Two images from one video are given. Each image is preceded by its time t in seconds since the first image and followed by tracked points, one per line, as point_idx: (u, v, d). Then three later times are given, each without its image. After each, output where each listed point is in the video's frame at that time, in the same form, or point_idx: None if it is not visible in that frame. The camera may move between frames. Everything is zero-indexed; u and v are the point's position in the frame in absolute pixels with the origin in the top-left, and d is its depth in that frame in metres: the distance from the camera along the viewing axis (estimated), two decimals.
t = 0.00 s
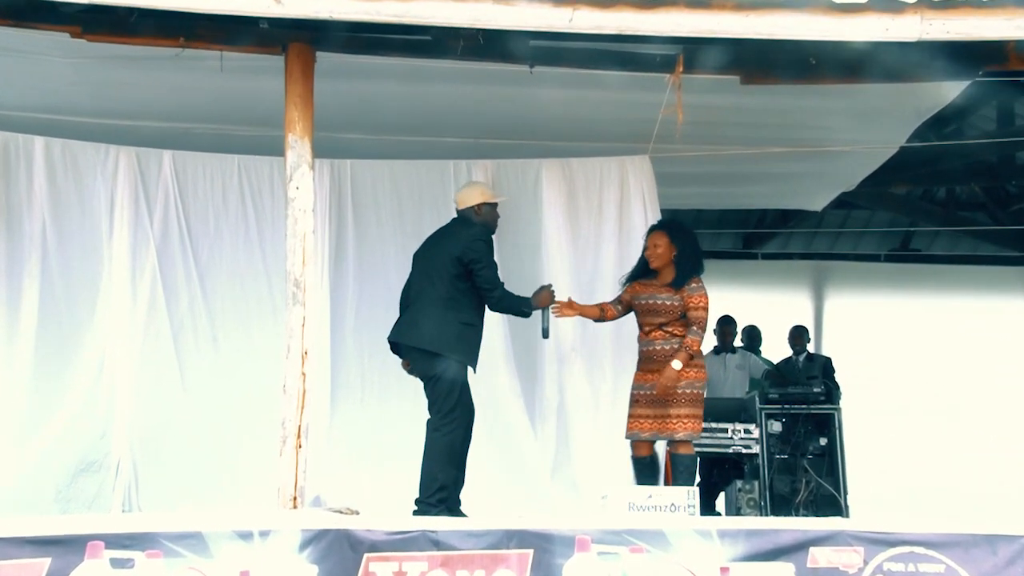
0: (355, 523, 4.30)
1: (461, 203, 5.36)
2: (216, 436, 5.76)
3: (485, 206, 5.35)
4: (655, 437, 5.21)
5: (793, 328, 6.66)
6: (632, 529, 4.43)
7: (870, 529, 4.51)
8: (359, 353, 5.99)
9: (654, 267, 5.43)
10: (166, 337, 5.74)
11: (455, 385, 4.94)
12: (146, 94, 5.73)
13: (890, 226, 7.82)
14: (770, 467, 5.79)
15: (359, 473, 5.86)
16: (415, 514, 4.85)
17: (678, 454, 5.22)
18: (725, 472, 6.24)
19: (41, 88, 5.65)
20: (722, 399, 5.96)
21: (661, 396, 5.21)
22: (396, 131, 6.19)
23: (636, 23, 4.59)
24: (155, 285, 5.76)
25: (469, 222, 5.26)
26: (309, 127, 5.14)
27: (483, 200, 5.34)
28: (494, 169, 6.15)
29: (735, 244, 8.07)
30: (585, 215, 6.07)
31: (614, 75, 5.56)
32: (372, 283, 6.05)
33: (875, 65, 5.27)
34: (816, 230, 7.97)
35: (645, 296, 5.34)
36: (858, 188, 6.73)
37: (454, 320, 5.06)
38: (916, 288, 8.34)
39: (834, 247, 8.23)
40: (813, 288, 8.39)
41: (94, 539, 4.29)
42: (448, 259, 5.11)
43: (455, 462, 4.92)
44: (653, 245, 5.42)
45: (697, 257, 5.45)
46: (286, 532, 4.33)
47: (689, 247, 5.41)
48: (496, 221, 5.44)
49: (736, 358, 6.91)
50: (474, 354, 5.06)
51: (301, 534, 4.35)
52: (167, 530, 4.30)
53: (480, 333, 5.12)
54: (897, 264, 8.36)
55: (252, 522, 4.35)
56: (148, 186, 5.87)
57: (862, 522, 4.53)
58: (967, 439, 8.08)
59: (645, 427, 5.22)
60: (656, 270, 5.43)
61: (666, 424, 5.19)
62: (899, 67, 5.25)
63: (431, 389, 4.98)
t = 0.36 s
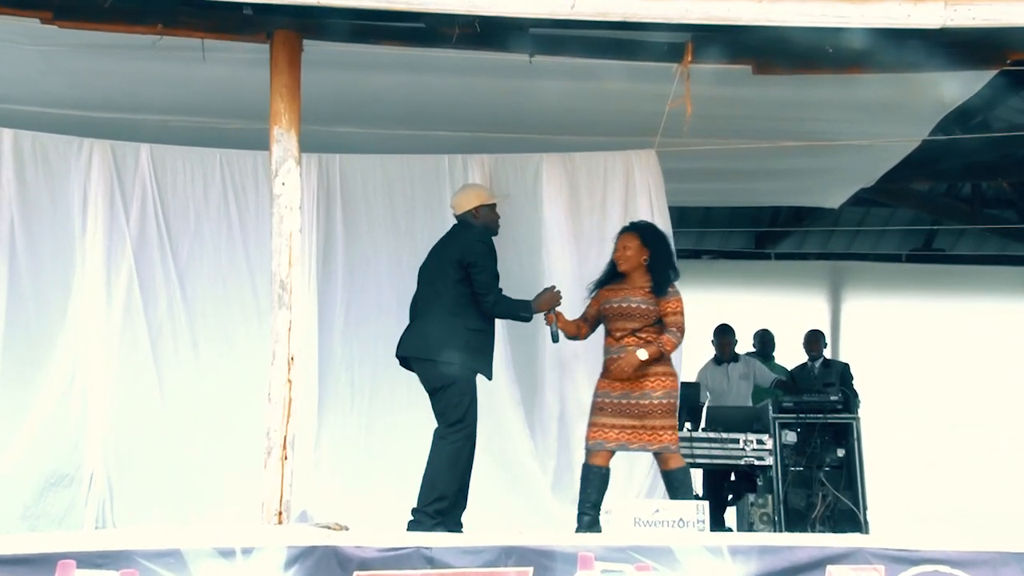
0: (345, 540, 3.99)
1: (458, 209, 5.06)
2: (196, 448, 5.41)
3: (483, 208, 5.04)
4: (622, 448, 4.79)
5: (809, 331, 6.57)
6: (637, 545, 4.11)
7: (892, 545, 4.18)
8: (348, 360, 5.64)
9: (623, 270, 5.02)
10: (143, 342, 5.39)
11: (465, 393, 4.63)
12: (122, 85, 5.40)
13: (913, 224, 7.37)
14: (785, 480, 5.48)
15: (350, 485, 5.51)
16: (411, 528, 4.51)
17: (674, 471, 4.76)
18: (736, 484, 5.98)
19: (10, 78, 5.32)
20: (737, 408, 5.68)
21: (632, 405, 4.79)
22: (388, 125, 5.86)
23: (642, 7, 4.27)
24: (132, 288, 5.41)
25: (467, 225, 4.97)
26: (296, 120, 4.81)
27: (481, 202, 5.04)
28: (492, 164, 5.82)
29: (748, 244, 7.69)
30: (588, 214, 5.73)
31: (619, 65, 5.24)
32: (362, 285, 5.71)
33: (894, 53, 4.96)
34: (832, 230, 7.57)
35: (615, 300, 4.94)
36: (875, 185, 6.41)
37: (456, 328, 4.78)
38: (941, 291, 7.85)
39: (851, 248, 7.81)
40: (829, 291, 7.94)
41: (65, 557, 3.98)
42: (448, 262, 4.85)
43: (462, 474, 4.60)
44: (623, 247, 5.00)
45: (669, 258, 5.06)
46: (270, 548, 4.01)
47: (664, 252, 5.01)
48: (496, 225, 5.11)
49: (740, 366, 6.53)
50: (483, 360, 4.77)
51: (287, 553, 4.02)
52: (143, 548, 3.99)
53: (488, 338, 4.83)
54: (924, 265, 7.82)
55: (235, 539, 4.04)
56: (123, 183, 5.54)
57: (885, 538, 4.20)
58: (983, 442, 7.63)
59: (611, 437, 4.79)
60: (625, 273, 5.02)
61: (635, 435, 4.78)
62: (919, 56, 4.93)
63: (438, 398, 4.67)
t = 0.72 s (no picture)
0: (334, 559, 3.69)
1: (464, 207, 4.69)
2: (173, 460, 5.08)
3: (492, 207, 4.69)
4: (584, 453, 4.52)
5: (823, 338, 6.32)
6: (641, 564, 3.79)
7: (916, 563, 3.85)
8: (336, 365, 5.31)
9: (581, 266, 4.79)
10: (119, 347, 5.08)
11: (466, 400, 4.33)
12: (95, 74, 5.09)
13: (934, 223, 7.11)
14: (799, 494, 5.17)
15: (339, 497, 5.19)
16: (413, 544, 4.21)
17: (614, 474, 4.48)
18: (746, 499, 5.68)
19: None
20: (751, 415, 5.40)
21: (590, 406, 4.53)
22: (379, 118, 5.54)
23: None
24: (107, 289, 5.11)
25: (471, 224, 4.64)
26: (280, 111, 4.50)
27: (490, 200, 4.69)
28: (489, 158, 5.49)
29: (760, 242, 7.40)
30: (591, 210, 5.40)
31: (623, 52, 4.92)
32: (351, 287, 5.38)
33: (917, 38, 4.64)
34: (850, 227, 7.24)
35: (572, 297, 4.70)
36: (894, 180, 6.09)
37: (456, 330, 4.44)
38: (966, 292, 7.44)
39: (871, 249, 7.44)
40: (848, 291, 7.52)
41: None
42: (442, 261, 4.56)
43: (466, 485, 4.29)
44: (579, 242, 4.77)
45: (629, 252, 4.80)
46: (253, 564, 3.73)
47: (624, 246, 4.77)
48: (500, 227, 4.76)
49: (744, 380, 6.23)
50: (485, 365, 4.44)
51: (273, 570, 3.74)
52: (119, 565, 3.69)
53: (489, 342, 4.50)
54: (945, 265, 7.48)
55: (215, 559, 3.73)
56: (97, 178, 5.22)
57: (910, 555, 3.88)
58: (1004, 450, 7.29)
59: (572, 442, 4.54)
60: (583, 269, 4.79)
61: (591, 437, 4.50)
62: (944, 40, 4.62)
63: (437, 405, 4.36)
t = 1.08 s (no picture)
0: None
1: (468, 197, 4.41)
2: (154, 469, 4.80)
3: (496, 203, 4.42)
4: (569, 460, 4.21)
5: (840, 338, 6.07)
6: None
7: None
8: (328, 368, 5.03)
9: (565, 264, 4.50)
10: (97, 348, 4.81)
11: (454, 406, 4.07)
12: (72, 61, 4.81)
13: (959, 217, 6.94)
14: (816, 505, 4.94)
15: (330, 507, 4.92)
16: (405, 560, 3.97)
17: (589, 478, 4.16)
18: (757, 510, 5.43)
19: None
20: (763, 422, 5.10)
21: (575, 409, 4.23)
22: (373, 109, 5.26)
23: None
24: (84, 287, 4.83)
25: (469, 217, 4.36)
26: (266, 100, 4.20)
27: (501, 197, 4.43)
28: (488, 149, 5.22)
29: (773, 238, 7.19)
30: (594, 203, 5.12)
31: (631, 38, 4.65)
32: (342, 285, 5.10)
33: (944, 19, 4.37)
34: (870, 222, 7.01)
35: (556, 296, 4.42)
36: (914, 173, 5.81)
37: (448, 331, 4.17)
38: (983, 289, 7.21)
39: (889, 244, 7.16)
40: (867, 291, 7.25)
41: None
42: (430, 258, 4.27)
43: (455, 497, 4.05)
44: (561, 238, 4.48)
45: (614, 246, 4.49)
46: None
47: (610, 239, 4.47)
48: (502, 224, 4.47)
49: (755, 389, 5.96)
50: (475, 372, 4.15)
51: None
52: None
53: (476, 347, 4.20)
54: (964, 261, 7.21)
55: None
56: (73, 171, 4.94)
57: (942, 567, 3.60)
58: None
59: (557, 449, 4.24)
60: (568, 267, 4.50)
61: (575, 441, 4.19)
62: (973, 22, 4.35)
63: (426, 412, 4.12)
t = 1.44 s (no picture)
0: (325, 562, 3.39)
1: (464, 182, 4.39)
2: (152, 457, 4.79)
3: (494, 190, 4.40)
4: (565, 452, 4.19)
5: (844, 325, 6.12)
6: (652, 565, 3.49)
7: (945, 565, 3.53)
8: (327, 357, 5.01)
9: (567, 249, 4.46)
10: (95, 337, 4.79)
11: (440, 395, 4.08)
12: (69, 47, 4.77)
13: (963, 206, 6.99)
14: (816, 493, 4.96)
15: (329, 498, 4.90)
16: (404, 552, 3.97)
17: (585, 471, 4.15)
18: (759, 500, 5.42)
19: None
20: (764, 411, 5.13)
21: (573, 401, 4.20)
22: (372, 97, 5.23)
23: None
24: (82, 274, 4.81)
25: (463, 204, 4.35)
26: (265, 88, 4.17)
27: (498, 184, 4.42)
28: (488, 137, 5.18)
29: (775, 227, 7.18)
30: (596, 191, 5.09)
31: (632, 24, 4.62)
32: (340, 273, 5.07)
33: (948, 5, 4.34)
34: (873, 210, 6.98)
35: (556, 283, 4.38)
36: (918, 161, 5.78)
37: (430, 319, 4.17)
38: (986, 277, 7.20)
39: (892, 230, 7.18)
40: (869, 281, 7.22)
41: None
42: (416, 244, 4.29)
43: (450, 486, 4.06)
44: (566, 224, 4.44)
45: (618, 235, 4.46)
46: (238, 568, 3.42)
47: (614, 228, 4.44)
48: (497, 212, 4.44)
49: (758, 378, 5.95)
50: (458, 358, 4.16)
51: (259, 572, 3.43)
52: (95, 569, 3.37)
53: (460, 333, 4.20)
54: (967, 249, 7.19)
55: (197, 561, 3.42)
56: (70, 158, 4.92)
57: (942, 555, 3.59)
58: None
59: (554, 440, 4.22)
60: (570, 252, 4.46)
61: (574, 434, 4.17)
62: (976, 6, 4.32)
63: (416, 400, 4.13)
